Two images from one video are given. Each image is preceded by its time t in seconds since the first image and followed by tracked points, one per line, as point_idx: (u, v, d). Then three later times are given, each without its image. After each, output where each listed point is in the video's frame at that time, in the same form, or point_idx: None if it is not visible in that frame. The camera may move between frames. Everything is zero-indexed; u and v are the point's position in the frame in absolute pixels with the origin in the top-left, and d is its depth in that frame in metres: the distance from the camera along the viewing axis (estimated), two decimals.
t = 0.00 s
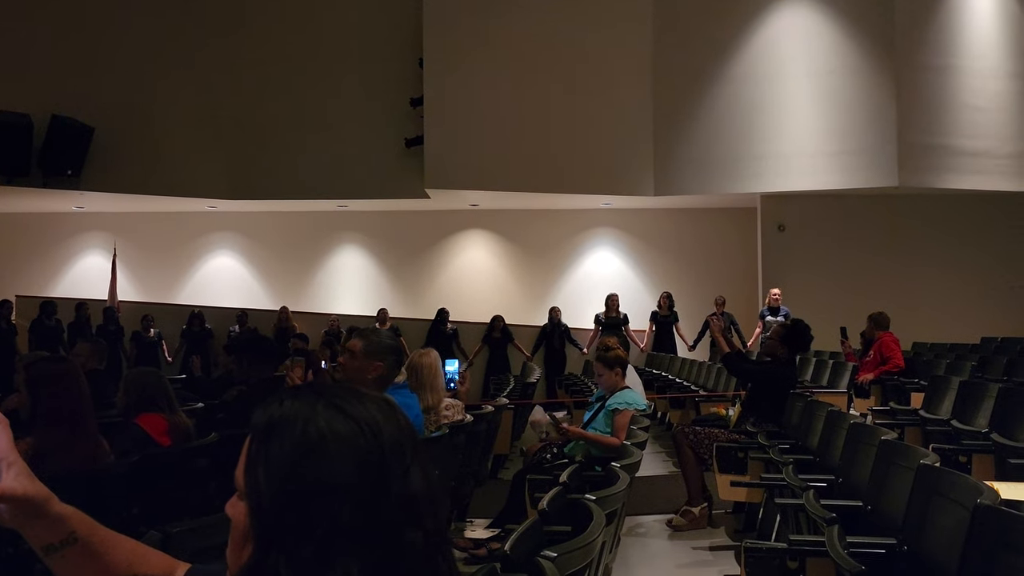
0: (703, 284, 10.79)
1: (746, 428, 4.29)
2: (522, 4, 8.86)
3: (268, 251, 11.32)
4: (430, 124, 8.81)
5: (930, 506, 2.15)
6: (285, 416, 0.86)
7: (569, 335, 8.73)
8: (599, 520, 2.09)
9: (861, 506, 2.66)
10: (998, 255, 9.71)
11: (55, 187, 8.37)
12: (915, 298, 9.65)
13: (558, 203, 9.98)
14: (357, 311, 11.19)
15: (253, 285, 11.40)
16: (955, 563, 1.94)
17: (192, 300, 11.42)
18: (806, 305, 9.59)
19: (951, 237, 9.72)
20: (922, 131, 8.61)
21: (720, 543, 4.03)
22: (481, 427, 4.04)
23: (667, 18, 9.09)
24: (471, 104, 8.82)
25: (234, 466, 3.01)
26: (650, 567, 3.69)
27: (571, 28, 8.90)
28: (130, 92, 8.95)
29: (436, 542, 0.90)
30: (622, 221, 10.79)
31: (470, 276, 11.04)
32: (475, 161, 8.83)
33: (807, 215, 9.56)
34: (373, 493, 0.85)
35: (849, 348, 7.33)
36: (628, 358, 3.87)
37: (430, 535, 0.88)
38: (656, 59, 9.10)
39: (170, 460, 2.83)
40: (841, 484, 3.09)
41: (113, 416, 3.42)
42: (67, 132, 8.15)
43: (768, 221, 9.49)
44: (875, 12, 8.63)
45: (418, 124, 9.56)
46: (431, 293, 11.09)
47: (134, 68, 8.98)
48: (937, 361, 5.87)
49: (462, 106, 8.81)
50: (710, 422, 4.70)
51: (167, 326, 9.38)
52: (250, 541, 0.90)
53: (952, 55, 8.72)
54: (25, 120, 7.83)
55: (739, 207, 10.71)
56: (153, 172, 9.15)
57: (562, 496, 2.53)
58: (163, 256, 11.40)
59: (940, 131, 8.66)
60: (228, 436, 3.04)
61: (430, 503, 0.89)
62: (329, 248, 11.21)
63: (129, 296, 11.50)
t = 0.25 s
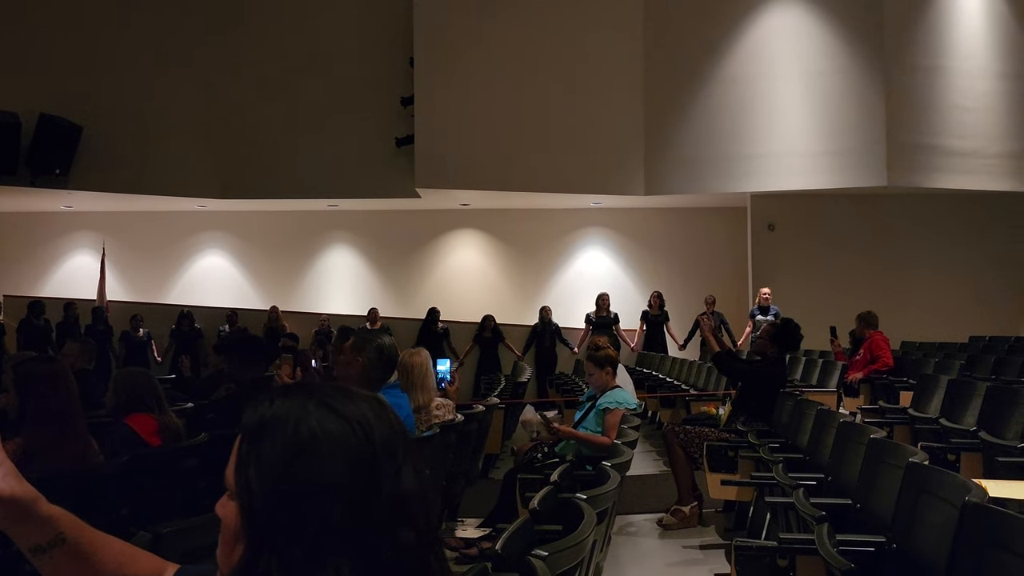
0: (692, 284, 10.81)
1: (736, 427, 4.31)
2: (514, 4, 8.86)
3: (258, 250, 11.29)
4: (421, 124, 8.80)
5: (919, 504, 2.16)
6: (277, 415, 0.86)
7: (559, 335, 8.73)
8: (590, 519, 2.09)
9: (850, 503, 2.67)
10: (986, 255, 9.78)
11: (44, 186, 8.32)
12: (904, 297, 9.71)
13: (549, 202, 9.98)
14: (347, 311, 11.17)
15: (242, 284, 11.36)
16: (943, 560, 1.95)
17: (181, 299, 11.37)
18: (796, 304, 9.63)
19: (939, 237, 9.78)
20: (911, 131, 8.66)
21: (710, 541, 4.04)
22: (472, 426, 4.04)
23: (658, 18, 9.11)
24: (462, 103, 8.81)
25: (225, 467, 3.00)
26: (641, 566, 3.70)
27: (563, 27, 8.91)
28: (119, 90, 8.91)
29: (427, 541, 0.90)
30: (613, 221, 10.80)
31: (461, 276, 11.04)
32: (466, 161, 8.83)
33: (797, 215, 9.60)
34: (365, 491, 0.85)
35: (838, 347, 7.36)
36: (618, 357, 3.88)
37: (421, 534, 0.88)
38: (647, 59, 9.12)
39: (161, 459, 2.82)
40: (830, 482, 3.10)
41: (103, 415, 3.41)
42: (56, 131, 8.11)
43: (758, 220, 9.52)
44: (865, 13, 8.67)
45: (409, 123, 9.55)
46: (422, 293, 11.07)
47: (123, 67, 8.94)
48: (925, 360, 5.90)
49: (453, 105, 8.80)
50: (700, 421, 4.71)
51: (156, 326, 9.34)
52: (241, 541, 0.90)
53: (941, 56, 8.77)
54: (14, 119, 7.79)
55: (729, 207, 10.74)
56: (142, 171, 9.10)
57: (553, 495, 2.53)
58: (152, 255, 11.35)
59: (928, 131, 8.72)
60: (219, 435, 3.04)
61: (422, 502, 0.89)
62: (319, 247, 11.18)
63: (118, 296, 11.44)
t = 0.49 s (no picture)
0: (688, 283, 10.83)
1: (731, 426, 4.31)
2: (509, 3, 8.85)
3: (254, 250, 11.26)
4: (416, 123, 8.79)
5: (913, 503, 2.17)
6: (271, 414, 0.86)
7: (554, 334, 8.73)
8: (585, 518, 2.09)
9: (845, 502, 2.68)
10: (980, 254, 9.81)
11: (38, 186, 8.29)
12: (898, 296, 9.74)
13: (545, 201, 9.98)
14: (343, 311, 11.15)
15: (237, 284, 11.33)
16: (936, 558, 1.95)
17: (176, 299, 11.34)
18: (791, 303, 9.64)
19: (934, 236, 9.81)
20: (906, 131, 8.67)
21: (706, 540, 4.04)
22: (467, 426, 4.04)
23: (652, 17, 9.12)
24: (457, 103, 8.81)
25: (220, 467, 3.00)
26: (637, 565, 3.70)
27: (558, 27, 8.91)
28: (113, 89, 8.89)
29: (423, 540, 0.90)
30: (609, 220, 10.80)
31: (456, 275, 11.03)
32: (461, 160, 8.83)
33: (792, 215, 9.61)
34: (361, 490, 0.85)
35: (833, 346, 7.38)
36: (613, 356, 3.88)
37: (416, 533, 0.88)
38: (641, 58, 9.13)
39: (155, 459, 2.82)
40: (825, 481, 3.11)
41: (97, 416, 3.41)
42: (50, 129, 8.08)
43: (753, 220, 9.53)
44: (859, 13, 8.68)
45: (404, 123, 9.54)
46: (417, 292, 11.06)
47: (117, 65, 8.92)
48: (920, 359, 5.92)
49: (448, 104, 8.80)
50: (695, 420, 4.72)
51: (151, 326, 9.31)
52: (236, 541, 0.89)
53: (935, 56, 8.79)
54: (8, 118, 7.77)
55: (724, 206, 10.75)
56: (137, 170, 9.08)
57: (548, 494, 2.53)
58: (146, 256, 11.33)
59: (923, 131, 8.74)
60: (214, 435, 3.03)
61: (417, 502, 0.89)
62: (314, 247, 11.16)
63: (112, 296, 11.41)
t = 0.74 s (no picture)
0: (685, 283, 10.84)
1: (728, 425, 4.32)
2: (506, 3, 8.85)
3: (251, 249, 11.25)
4: (413, 122, 8.79)
5: (910, 501, 2.17)
6: (269, 412, 0.86)
7: (551, 333, 8.73)
8: (582, 516, 2.09)
9: (842, 501, 2.69)
10: (977, 253, 9.83)
11: (34, 183, 8.27)
12: (895, 296, 9.75)
13: (542, 201, 9.99)
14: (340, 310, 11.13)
15: (235, 283, 11.32)
16: (933, 555, 1.96)
17: (173, 298, 11.32)
18: (788, 302, 9.65)
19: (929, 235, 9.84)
20: (903, 130, 8.69)
21: (703, 539, 4.05)
22: (464, 425, 4.04)
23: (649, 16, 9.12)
24: (454, 102, 8.81)
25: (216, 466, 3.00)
26: (634, 563, 3.70)
27: (555, 26, 8.91)
28: (109, 88, 8.87)
29: (422, 539, 0.90)
30: (606, 219, 10.80)
31: (453, 274, 11.03)
32: (459, 159, 8.83)
33: (789, 214, 9.63)
34: (359, 489, 0.85)
35: (830, 345, 7.39)
36: (610, 355, 3.88)
37: (415, 531, 0.88)
38: (638, 57, 9.13)
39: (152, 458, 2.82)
40: (821, 480, 3.11)
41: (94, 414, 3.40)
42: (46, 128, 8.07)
43: (750, 219, 9.55)
44: (856, 12, 8.69)
45: (401, 122, 9.54)
46: (414, 291, 11.06)
47: (113, 64, 8.90)
48: (917, 358, 5.93)
49: (445, 103, 8.80)
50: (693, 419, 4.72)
51: (148, 324, 9.30)
52: (235, 540, 0.89)
53: (931, 55, 8.81)
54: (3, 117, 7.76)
55: (721, 206, 10.76)
56: (133, 169, 9.07)
57: (546, 492, 2.54)
58: (143, 255, 11.33)
59: (920, 131, 8.75)
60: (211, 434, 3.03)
61: (416, 500, 0.89)
62: (311, 246, 11.15)
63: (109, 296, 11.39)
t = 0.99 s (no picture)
0: (683, 282, 10.84)
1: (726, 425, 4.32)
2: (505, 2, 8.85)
3: (249, 248, 11.24)
4: (412, 122, 8.78)
5: (908, 500, 2.17)
6: (268, 411, 0.86)
7: (549, 333, 8.73)
8: (581, 516, 2.10)
9: (840, 501, 2.69)
10: (975, 253, 9.84)
11: (32, 182, 8.27)
12: (893, 295, 9.76)
13: (541, 200, 9.99)
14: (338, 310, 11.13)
15: (233, 283, 11.32)
16: (931, 554, 1.96)
17: (171, 298, 11.32)
18: (786, 302, 9.66)
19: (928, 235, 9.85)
20: (901, 130, 8.69)
21: (701, 538, 4.05)
22: (463, 424, 4.04)
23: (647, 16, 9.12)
24: (453, 101, 8.81)
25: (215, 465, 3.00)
26: (632, 563, 3.71)
27: (554, 27, 8.91)
28: (107, 87, 8.87)
29: (421, 538, 0.90)
30: (604, 219, 10.79)
31: (451, 274, 11.03)
32: (457, 159, 8.82)
33: (787, 214, 9.64)
34: (358, 488, 0.85)
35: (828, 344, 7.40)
36: (608, 355, 3.88)
37: (414, 530, 0.88)
38: (636, 57, 9.13)
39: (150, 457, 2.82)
40: (820, 479, 3.11)
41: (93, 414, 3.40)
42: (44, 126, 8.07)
43: (749, 219, 9.55)
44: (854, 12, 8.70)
45: (399, 121, 9.54)
46: (412, 291, 11.05)
47: (111, 63, 8.89)
48: (914, 357, 5.93)
49: (443, 103, 8.80)
50: (691, 419, 4.72)
51: (146, 324, 9.29)
52: (234, 539, 0.89)
53: (929, 55, 8.81)
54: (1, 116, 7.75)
55: (719, 206, 10.77)
56: (132, 168, 9.06)
57: (544, 492, 2.54)
58: (140, 254, 11.32)
59: (918, 130, 8.76)
60: (210, 433, 3.03)
61: (415, 499, 0.89)
62: (310, 245, 11.15)
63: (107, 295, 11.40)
